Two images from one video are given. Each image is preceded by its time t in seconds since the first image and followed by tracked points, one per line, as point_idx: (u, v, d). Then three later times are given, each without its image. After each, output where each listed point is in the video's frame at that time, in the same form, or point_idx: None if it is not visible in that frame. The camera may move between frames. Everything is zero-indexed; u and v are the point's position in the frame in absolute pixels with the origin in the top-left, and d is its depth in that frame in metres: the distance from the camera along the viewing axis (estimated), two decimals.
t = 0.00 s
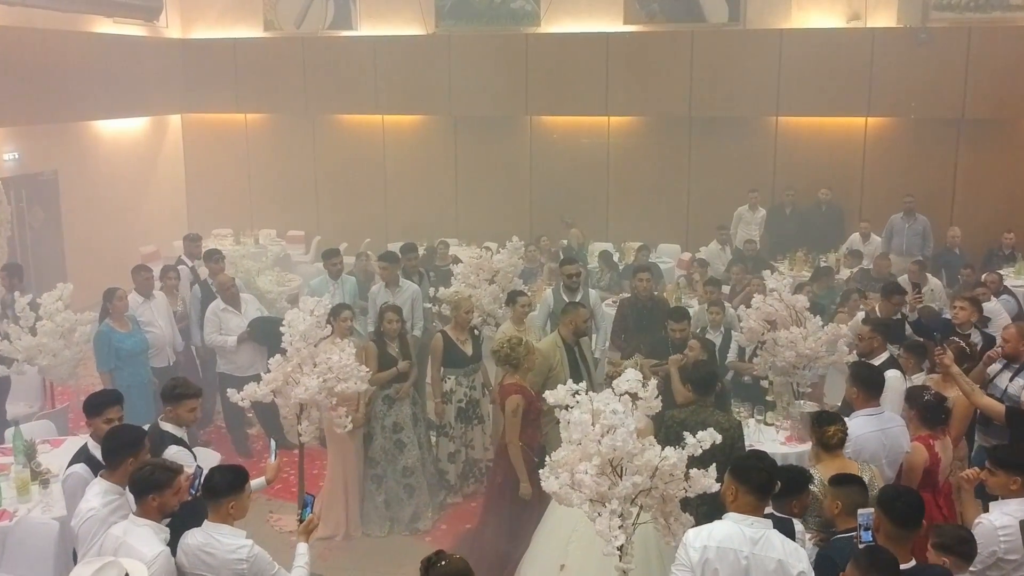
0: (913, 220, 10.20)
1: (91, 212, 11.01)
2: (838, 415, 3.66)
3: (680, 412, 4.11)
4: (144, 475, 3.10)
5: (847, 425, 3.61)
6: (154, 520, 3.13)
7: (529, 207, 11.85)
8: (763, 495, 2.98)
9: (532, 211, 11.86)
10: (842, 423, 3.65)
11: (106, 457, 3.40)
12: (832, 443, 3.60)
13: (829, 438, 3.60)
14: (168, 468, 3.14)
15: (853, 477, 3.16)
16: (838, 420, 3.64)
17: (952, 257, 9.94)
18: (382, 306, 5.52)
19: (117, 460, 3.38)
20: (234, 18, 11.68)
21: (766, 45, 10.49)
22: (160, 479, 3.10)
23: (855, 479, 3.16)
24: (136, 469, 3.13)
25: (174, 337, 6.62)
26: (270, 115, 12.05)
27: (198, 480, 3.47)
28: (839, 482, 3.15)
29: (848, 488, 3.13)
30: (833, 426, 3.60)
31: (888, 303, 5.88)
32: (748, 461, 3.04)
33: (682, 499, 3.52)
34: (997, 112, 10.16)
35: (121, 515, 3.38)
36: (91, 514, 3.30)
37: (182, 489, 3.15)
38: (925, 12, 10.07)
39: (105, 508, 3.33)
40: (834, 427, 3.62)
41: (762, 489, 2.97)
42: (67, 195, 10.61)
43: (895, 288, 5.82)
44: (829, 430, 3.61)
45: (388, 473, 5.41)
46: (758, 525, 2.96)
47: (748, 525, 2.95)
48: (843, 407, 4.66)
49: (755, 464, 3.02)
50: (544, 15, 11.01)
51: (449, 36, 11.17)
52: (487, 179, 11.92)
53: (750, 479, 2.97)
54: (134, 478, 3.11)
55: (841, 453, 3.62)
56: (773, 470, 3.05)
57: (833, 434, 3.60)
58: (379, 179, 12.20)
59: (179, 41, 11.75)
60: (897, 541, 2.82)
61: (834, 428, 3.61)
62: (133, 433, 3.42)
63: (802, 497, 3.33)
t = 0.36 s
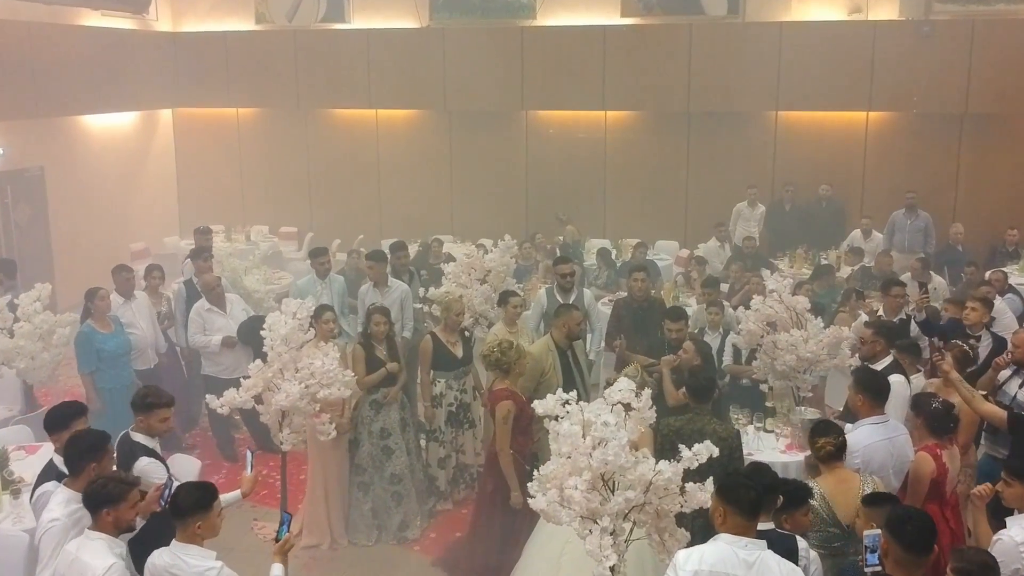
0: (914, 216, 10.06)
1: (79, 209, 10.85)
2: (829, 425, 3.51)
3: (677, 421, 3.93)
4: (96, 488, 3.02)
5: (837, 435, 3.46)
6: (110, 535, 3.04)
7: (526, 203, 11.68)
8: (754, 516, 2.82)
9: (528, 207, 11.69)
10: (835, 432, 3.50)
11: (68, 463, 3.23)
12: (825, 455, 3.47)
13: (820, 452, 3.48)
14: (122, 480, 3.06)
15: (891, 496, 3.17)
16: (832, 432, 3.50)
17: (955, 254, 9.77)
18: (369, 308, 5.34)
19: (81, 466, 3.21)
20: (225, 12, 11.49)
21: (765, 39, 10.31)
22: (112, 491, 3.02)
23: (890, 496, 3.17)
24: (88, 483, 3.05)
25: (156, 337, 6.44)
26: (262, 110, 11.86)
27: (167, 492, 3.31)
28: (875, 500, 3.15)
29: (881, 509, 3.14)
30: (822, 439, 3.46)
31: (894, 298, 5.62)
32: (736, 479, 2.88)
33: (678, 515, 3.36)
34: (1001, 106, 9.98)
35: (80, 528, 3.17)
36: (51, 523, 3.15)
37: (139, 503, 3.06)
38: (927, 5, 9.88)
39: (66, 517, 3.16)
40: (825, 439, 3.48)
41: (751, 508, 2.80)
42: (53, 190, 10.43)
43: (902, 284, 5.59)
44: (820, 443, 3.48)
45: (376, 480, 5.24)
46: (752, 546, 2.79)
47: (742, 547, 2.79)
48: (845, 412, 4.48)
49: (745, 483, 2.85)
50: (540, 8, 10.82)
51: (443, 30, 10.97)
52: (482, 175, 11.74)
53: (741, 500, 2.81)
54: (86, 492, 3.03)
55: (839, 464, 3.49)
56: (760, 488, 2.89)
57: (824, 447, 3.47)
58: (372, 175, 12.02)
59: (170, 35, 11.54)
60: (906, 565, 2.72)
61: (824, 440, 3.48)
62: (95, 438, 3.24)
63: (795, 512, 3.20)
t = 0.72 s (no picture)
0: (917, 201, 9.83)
1: (66, 195, 10.62)
2: (825, 427, 3.27)
3: (672, 420, 3.72)
4: (48, 501, 2.82)
5: (834, 439, 3.23)
6: (69, 547, 2.87)
7: (521, 189, 11.47)
8: (738, 531, 2.64)
9: (523, 191, 11.47)
10: (833, 434, 3.27)
11: (22, 475, 3.11)
12: (821, 461, 3.25)
13: (815, 457, 3.25)
14: (75, 487, 2.87)
15: (904, 506, 3.06)
16: (831, 434, 3.26)
17: (958, 241, 9.55)
18: (354, 299, 5.14)
19: (34, 478, 3.08)
20: None
21: (765, 20, 10.05)
22: (67, 501, 2.83)
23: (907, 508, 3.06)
24: (39, 496, 2.86)
25: (137, 329, 6.26)
26: (251, 93, 11.61)
27: (128, 497, 3.07)
28: (888, 512, 3.05)
29: (902, 519, 3.02)
30: (819, 443, 3.23)
31: (897, 290, 5.38)
32: (717, 492, 2.70)
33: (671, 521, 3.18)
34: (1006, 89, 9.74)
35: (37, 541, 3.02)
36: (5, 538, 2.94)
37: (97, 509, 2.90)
38: None
39: (21, 532, 2.97)
40: (821, 443, 3.25)
41: (733, 524, 2.63)
42: (37, 176, 10.19)
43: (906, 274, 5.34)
44: (816, 447, 3.26)
45: (361, 477, 5.06)
46: (740, 564, 2.62)
47: (729, 566, 2.61)
48: (849, 409, 4.29)
49: (728, 496, 2.68)
50: None
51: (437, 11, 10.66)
52: (477, 158, 11.53)
53: (720, 514, 2.63)
54: (37, 505, 2.83)
55: (836, 468, 3.27)
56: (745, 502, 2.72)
57: (820, 451, 3.25)
58: (365, 160, 11.81)
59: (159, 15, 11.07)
60: None
61: (820, 443, 3.25)
62: (47, 450, 3.11)
63: (791, 516, 3.00)
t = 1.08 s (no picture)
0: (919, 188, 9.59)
1: (53, 183, 10.35)
2: (823, 431, 3.15)
3: (667, 420, 3.55)
4: (10, 520, 2.66)
5: (833, 443, 3.09)
6: (33, 567, 2.71)
7: (516, 175, 11.28)
8: (720, 545, 2.52)
9: (519, 177, 11.29)
10: (831, 439, 3.14)
11: None
12: (819, 466, 3.10)
13: (813, 462, 3.11)
14: (37, 507, 2.72)
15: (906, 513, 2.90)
16: (829, 439, 3.13)
17: (961, 229, 9.37)
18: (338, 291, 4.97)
19: None
20: None
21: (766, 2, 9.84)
22: (28, 521, 2.68)
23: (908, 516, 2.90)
24: None
25: (119, 322, 6.09)
26: (243, 77, 11.41)
27: (92, 510, 2.96)
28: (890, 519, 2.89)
29: (905, 528, 2.86)
30: (816, 447, 3.10)
31: (899, 283, 5.22)
32: (701, 507, 2.60)
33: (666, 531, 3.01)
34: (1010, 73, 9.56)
35: None
36: None
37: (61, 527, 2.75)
38: None
39: None
40: (819, 447, 3.11)
41: (715, 538, 2.50)
42: (25, 162, 9.90)
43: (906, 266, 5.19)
44: (814, 451, 3.12)
45: (347, 476, 4.91)
46: None
47: None
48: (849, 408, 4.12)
49: (713, 509, 2.57)
50: None
51: None
52: (471, 144, 11.33)
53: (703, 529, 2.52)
54: None
55: (835, 474, 3.11)
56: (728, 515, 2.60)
57: (818, 456, 3.10)
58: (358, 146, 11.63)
59: None
60: None
61: (818, 448, 3.11)
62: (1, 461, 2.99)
63: (785, 524, 2.84)
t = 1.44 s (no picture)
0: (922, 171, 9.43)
1: (47, 168, 10.00)
2: (827, 436, 2.96)
3: (661, 420, 3.36)
4: None
5: (837, 450, 2.91)
6: None
7: (511, 161, 11.08)
8: (710, 563, 2.39)
9: (514, 163, 11.09)
10: (835, 444, 2.95)
11: None
12: (823, 473, 2.94)
13: (816, 469, 2.94)
14: None
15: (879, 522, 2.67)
16: (832, 446, 2.94)
17: (966, 216, 9.18)
18: (322, 283, 4.79)
19: None
20: None
21: None
22: None
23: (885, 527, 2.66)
24: None
25: (99, 313, 5.88)
26: (234, 60, 11.21)
27: (49, 523, 2.81)
28: (857, 531, 2.65)
29: (879, 540, 2.62)
30: (820, 454, 2.92)
31: (900, 274, 5.05)
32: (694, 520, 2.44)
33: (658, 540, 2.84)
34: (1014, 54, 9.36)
35: None
36: None
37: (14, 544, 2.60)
38: None
39: None
40: (822, 454, 2.94)
41: (710, 557, 2.38)
42: (19, 147, 9.51)
43: (909, 257, 5.02)
44: (816, 458, 2.94)
45: (331, 474, 4.74)
46: None
47: None
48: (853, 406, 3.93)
49: (708, 526, 2.43)
50: None
51: None
52: (466, 128, 11.12)
53: (701, 548, 2.37)
54: None
55: (838, 482, 2.95)
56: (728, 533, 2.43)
57: (821, 463, 2.93)
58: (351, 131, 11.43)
59: None
60: None
61: (821, 455, 2.93)
62: None
63: (786, 537, 2.68)
